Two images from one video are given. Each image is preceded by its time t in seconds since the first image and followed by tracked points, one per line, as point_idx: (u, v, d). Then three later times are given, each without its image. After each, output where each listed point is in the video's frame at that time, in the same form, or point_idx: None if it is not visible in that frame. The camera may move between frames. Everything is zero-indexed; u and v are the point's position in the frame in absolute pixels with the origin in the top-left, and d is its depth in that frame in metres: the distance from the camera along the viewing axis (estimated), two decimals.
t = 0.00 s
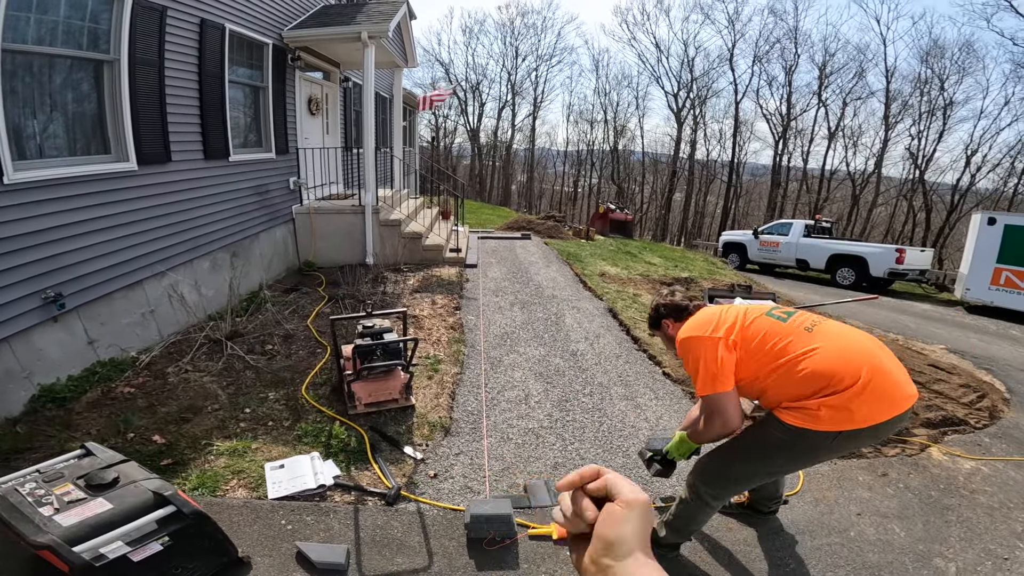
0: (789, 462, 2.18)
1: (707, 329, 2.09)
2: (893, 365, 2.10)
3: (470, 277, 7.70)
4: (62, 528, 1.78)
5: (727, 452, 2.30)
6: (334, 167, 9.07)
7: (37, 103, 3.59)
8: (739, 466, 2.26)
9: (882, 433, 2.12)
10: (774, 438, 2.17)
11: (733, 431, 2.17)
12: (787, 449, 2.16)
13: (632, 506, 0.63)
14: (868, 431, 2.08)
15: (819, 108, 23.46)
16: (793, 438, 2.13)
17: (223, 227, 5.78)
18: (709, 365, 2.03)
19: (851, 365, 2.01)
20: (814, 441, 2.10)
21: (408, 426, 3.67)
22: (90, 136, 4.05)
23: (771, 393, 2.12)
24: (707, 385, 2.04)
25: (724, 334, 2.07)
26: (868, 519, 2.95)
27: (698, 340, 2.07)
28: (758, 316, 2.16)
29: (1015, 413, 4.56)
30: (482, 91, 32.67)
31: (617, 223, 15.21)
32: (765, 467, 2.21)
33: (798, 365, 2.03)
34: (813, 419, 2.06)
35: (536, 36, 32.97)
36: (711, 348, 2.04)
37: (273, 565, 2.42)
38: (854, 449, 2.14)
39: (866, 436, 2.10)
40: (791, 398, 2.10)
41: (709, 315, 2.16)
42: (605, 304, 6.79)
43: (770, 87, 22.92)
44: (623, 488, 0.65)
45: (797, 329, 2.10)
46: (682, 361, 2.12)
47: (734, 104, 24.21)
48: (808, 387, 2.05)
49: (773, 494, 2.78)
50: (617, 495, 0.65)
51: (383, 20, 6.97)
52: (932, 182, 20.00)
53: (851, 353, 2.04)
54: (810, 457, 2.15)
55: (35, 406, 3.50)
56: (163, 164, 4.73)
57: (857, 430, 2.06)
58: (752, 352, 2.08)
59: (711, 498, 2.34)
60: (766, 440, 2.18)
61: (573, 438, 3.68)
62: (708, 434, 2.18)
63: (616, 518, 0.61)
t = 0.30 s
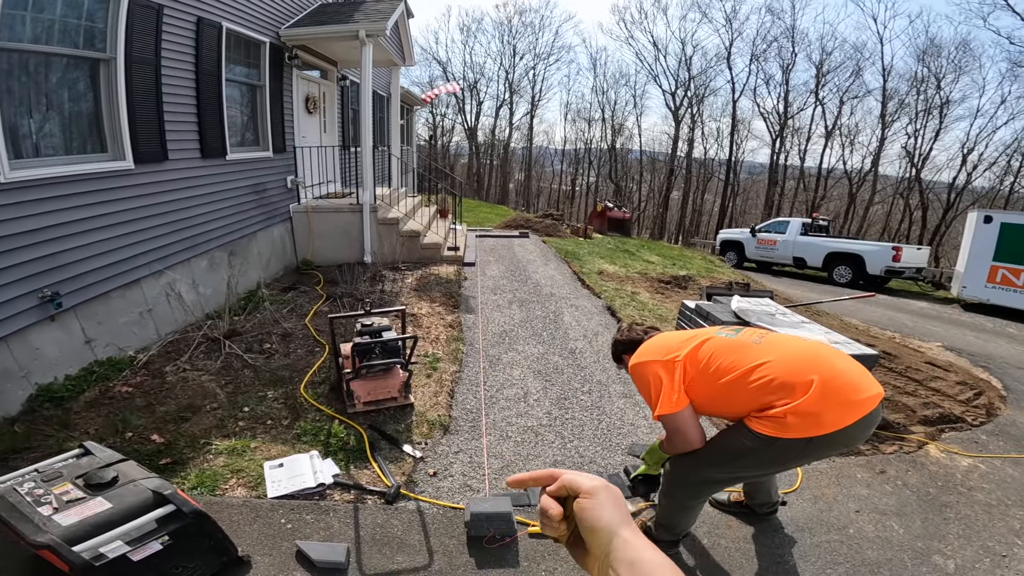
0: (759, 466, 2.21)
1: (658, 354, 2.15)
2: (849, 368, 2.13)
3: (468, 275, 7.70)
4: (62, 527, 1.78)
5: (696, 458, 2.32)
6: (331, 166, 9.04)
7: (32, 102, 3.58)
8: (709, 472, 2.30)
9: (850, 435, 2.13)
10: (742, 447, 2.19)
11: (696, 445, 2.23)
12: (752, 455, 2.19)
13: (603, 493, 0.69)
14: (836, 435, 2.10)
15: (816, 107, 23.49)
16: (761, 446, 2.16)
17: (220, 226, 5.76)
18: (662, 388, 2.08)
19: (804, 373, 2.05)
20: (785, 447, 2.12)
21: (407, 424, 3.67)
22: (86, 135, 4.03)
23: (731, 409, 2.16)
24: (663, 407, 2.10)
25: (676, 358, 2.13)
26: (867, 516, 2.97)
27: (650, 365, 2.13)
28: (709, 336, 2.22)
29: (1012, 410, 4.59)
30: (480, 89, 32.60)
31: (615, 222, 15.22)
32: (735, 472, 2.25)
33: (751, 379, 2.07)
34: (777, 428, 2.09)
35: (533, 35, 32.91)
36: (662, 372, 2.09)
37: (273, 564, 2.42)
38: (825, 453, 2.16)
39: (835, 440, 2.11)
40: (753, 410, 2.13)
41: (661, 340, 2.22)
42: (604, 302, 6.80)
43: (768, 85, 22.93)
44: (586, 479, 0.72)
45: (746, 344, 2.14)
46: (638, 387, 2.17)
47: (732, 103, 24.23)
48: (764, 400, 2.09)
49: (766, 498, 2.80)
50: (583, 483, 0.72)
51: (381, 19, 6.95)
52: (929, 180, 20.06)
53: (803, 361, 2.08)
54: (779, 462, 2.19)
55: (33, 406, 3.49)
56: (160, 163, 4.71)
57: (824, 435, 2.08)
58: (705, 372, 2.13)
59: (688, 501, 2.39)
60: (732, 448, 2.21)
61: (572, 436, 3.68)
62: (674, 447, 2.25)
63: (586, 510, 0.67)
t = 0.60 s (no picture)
0: (744, 466, 2.22)
1: (638, 355, 2.15)
2: (828, 367, 2.16)
3: (465, 273, 7.69)
4: (57, 527, 1.76)
5: (680, 459, 2.33)
6: (327, 163, 9.00)
7: (24, 100, 3.55)
8: (694, 472, 2.30)
9: (833, 434, 2.15)
10: (726, 447, 2.20)
11: (679, 445, 2.24)
12: (735, 455, 2.20)
13: (591, 503, 0.71)
14: (818, 434, 2.12)
15: (810, 105, 23.57)
16: (745, 446, 2.16)
17: (214, 224, 5.73)
18: (644, 390, 2.08)
19: (786, 373, 2.06)
20: (769, 448, 2.13)
21: (404, 422, 3.66)
22: (78, 133, 3.99)
23: (713, 410, 2.17)
24: (646, 408, 2.09)
25: (657, 359, 2.13)
26: (863, 512, 2.98)
27: (632, 367, 2.13)
28: (689, 337, 2.23)
29: (1006, 407, 4.62)
30: (475, 87, 32.52)
31: (611, 220, 15.24)
32: (719, 471, 2.26)
33: (733, 379, 2.08)
34: (759, 429, 2.10)
35: (529, 32, 32.82)
36: (644, 373, 2.09)
37: (270, 563, 2.41)
38: (808, 452, 2.17)
39: (818, 439, 2.13)
40: (735, 411, 2.14)
41: (642, 342, 2.22)
42: (600, 300, 6.80)
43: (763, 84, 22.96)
44: (574, 490, 0.74)
45: (725, 345, 2.15)
46: (619, 390, 2.17)
47: (727, 101, 24.27)
48: (745, 400, 2.09)
49: (762, 494, 2.81)
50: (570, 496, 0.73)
51: (376, 16, 6.91)
52: (922, 178, 20.18)
53: (784, 361, 2.10)
54: (763, 461, 2.20)
55: (26, 406, 3.46)
56: (153, 161, 4.67)
57: (806, 434, 2.09)
58: (686, 373, 2.13)
59: (675, 500, 2.41)
60: (715, 449, 2.22)
61: (569, 434, 3.68)
62: (658, 448, 2.26)
63: (577, 521, 0.68)
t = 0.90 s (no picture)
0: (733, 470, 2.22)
1: (626, 359, 2.15)
2: (816, 371, 2.15)
3: (463, 273, 7.68)
4: (52, 527, 1.75)
5: (670, 463, 2.32)
6: (325, 163, 8.98)
7: (21, 100, 3.54)
8: (683, 476, 2.30)
9: (820, 438, 2.15)
10: (715, 451, 2.20)
11: (668, 447, 2.24)
12: (724, 459, 2.20)
13: (576, 517, 0.71)
14: (806, 438, 2.12)
15: (809, 105, 23.59)
16: (734, 450, 2.17)
17: (212, 224, 5.71)
18: (632, 394, 2.08)
19: (774, 379, 2.05)
20: (758, 452, 2.13)
21: (402, 422, 3.65)
22: (75, 133, 3.98)
23: (701, 414, 2.16)
24: (634, 411, 2.09)
25: (645, 363, 2.12)
26: (861, 512, 2.98)
27: (619, 371, 2.12)
28: (677, 341, 2.22)
29: (1004, 407, 4.63)
30: (474, 87, 32.49)
31: (609, 220, 15.24)
32: (709, 475, 2.26)
33: (721, 384, 2.06)
34: (747, 434, 2.09)
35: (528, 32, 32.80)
36: (632, 377, 2.09)
37: (268, 563, 2.40)
38: (797, 456, 2.17)
39: (806, 443, 2.13)
40: (723, 415, 2.13)
41: (630, 346, 2.21)
42: (599, 299, 6.80)
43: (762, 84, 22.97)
44: (559, 505, 0.74)
45: (713, 349, 2.14)
46: (607, 393, 2.16)
47: (725, 101, 24.28)
48: (734, 405, 2.09)
49: (758, 495, 2.81)
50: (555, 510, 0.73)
51: (374, 15, 6.89)
52: (920, 178, 20.21)
53: (772, 366, 2.09)
54: (752, 465, 2.20)
55: (22, 406, 3.45)
56: (151, 161, 4.66)
57: (794, 439, 2.09)
58: (674, 377, 2.12)
59: (666, 503, 2.41)
60: (704, 453, 2.23)
61: (568, 434, 3.68)
62: (647, 451, 2.26)
63: (561, 538, 0.68)
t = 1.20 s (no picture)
0: (726, 471, 2.22)
1: (620, 360, 2.16)
2: (808, 374, 2.16)
3: (461, 272, 7.68)
4: (49, 527, 1.75)
5: (663, 464, 2.33)
6: (324, 163, 8.97)
7: (19, 99, 3.53)
8: (675, 477, 2.30)
9: (812, 440, 2.15)
10: (707, 453, 2.20)
11: (660, 448, 2.23)
12: (717, 460, 2.20)
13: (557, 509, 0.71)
14: (797, 441, 2.12)
15: (808, 105, 23.60)
16: (726, 452, 2.17)
17: (210, 224, 5.70)
18: (624, 394, 2.09)
19: (764, 383, 2.05)
20: (750, 454, 2.13)
21: (399, 422, 3.65)
22: (73, 133, 3.97)
23: (693, 416, 2.16)
24: (626, 412, 2.10)
25: (638, 365, 2.13)
26: (859, 512, 2.98)
27: (612, 372, 2.13)
28: (670, 343, 2.23)
29: (1002, 406, 4.63)
30: (473, 87, 32.48)
31: (609, 220, 15.24)
32: (702, 476, 2.26)
33: (713, 387, 2.07)
34: (739, 436, 2.09)
35: (527, 32, 32.70)
36: (625, 378, 2.10)
37: (266, 563, 2.40)
38: (789, 458, 2.17)
39: (797, 445, 2.13)
40: (715, 417, 2.13)
41: (623, 348, 2.22)
42: (598, 299, 6.80)
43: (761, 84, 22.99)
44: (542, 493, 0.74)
45: (706, 352, 2.15)
46: (600, 394, 2.17)
47: (724, 101, 24.28)
48: (726, 408, 2.08)
49: (754, 495, 2.81)
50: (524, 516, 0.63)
51: (373, 15, 6.89)
52: (919, 178, 20.23)
53: (764, 369, 2.09)
54: (744, 467, 2.20)
55: (19, 406, 3.44)
56: (148, 161, 4.64)
57: (786, 441, 2.08)
58: (667, 379, 2.12)
59: (659, 503, 2.41)
60: (695, 454, 2.23)
61: (566, 433, 3.68)
62: (639, 452, 2.26)
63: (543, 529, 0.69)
